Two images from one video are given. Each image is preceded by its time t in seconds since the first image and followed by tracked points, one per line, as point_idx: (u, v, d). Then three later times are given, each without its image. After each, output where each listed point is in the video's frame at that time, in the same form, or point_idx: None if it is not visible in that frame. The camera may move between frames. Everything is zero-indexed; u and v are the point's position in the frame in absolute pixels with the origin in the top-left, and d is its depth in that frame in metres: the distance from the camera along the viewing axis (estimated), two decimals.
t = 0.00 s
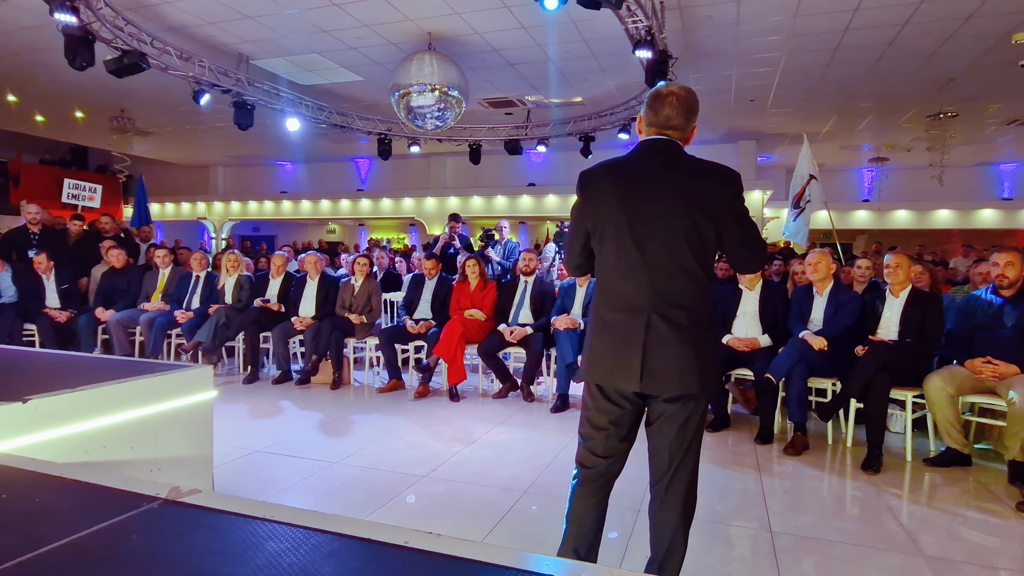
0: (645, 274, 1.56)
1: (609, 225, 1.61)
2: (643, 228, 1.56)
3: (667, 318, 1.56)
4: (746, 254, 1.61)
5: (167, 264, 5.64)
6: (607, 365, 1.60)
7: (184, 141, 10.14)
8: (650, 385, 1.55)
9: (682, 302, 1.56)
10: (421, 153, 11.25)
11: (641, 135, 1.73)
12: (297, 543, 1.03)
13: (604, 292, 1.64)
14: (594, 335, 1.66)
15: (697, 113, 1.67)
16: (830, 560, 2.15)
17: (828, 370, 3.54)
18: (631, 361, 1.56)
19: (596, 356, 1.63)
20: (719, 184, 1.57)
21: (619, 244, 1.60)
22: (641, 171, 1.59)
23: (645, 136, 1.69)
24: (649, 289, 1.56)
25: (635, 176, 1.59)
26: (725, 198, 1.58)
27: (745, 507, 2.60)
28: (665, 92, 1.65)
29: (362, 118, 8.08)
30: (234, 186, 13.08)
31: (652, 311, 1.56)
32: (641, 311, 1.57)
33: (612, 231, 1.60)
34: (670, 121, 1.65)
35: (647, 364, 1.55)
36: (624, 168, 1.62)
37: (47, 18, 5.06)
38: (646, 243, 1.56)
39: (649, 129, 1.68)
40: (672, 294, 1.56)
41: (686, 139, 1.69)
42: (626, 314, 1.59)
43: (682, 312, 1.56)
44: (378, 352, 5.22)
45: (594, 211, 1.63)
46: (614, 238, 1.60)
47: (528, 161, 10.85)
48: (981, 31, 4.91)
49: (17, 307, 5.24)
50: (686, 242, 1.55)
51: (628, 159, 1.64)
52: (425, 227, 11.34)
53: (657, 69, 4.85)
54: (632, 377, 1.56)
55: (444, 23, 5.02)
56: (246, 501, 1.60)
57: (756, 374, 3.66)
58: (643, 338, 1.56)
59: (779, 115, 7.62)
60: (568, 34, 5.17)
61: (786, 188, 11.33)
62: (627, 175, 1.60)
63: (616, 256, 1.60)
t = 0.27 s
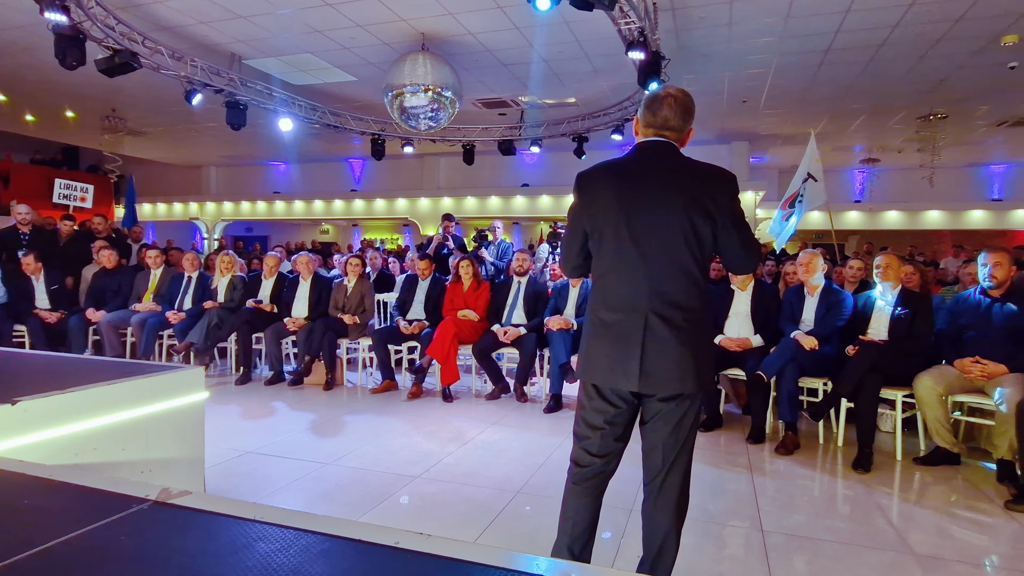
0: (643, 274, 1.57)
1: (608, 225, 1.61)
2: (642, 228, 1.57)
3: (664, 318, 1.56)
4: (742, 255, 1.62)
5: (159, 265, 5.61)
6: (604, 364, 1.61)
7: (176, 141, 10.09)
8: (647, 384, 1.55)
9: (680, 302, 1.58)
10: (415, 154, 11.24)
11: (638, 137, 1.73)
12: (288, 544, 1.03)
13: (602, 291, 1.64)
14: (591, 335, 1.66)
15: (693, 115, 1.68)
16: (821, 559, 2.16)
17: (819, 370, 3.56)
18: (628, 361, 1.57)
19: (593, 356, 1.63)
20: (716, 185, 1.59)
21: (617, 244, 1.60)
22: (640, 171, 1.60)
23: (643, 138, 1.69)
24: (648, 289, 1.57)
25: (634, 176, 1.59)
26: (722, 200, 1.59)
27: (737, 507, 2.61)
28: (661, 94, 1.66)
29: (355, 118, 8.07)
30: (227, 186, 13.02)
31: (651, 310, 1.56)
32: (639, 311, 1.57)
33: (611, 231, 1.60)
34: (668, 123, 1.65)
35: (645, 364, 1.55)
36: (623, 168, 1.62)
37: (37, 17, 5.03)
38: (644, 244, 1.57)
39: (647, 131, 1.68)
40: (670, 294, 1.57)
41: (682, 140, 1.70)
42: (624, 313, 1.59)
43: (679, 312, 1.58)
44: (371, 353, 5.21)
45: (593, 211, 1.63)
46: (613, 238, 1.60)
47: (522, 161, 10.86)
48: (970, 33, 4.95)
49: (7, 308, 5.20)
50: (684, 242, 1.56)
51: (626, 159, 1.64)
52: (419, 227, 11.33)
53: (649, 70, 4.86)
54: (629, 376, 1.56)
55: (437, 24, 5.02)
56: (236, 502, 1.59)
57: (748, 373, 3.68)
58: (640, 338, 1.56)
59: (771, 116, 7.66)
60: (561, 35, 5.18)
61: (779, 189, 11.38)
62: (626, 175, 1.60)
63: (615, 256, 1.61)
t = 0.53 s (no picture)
0: (644, 276, 1.57)
1: (608, 227, 1.61)
2: (642, 231, 1.57)
3: (664, 320, 1.57)
4: (740, 259, 1.64)
5: (152, 266, 5.58)
6: (604, 366, 1.61)
7: (169, 141, 10.05)
8: (647, 386, 1.56)
9: (680, 305, 1.58)
10: (409, 155, 11.22)
11: (636, 140, 1.74)
12: (282, 548, 1.02)
13: (601, 293, 1.64)
14: (590, 337, 1.66)
15: (691, 118, 1.69)
16: (814, 560, 2.17)
17: (812, 371, 3.58)
18: (628, 363, 1.57)
19: (593, 358, 1.64)
20: (716, 189, 1.60)
21: (618, 247, 1.60)
22: (640, 174, 1.61)
23: (641, 141, 1.70)
24: (648, 291, 1.57)
25: (635, 178, 1.60)
26: (721, 204, 1.61)
27: (732, 507, 2.62)
28: (660, 97, 1.67)
29: (349, 119, 8.05)
30: (220, 187, 12.96)
31: (651, 312, 1.57)
32: (639, 313, 1.58)
33: (612, 233, 1.61)
34: (666, 127, 1.66)
35: (645, 366, 1.56)
36: (624, 170, 1.62)
37: (29, 16, 4.99)
38: (645, 246, 1.57)
39: (645, 134, 1.69)
40: (670, 296, 1.57)
41: (681, 144, 1.71)
42: (624, 314, 1.59)
43: (679, 314, 1.58)
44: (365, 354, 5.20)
45: (593, 213, 1.63)
46: (614, 240, 1.60)
47: (516, 162, 10.87)
48: (961, 36, 4.99)
49: None
50: (684, 245, 1.56)
51: (626, 162, 1.64)
52: (414, 228, 11.32)
53: (643, 73, 4.89)
54: (629, 378, 1.57)
55: (432, 24, 5.01)
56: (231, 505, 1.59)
57: (741, 374, 3.70)
58: (641, 339, 1.57)
59: (765, 118, 7.69)
60: (555, 37, 5.19)
61: (772, 190, 11.43)
62: (626, 177, 1.61)
63: (615, 258, 1.61)
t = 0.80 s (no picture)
0: (643, 277, 1.57)
1: (607, 227, 1.61)
2: (642, 231, 1.57)
3: (663, 320, 1.57)
4: (736, 260, 1.65)
5: (146, 266, 5.55)
6: (603, 366, 1.61)
7: (163, 141, 10.00)
8: (646, 386, 1.56)
9: (678, 305, 1.59)
10: (405, 155, 11.21)
11: (634, 142, 1.75)
12: (277, 549, 1.02)
13: (600, 293, 1.64)
14: (589, 336, 1.66)
15: (689, 120, 1.70)
16: (810, 559, 2.18)
17: (807, 371, 3.60)
18: (627, 363, 1.57)
19: (591, 359, 1.63)
20: (714, 191, 1.61)
21: (617, 247, 1.60)
22: (639, 174, 1.61)
23: (640, 142, 1.71)
24: (647, 292, 1.57)
25: (634, 179, 1.60)
26: (719, 205, 1.62)
27: (728, 507, 2.63)
28: (658, 99, 1.68)
29: (345, 119, 8.03)
30: (215, 187, 12.91)
31: (650, 313, 1.57)
32: (638, 313, 1.58)
33: (611, 233, 1.60)
34: (664, 129, 1.68)
35: (644, 366, 1.56)
36: (623, 171, 1.62)
37: (22, 15, 4.96)
38: (644, 247, 1.57)
39: (643, 135, 1.70)
40: (669, 297, 1.58)
41: (679, 145, 1.72)
42: (623, 314, 1.59)
43: (677, 314, 1.59)
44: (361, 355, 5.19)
45: (592, 212, 1.63)
46: (613, 240, 1.60)
47: (512, 163, 10.87)
48: (954, 38, 5.02)
49: None
50: (683, 246, 1.57)
51: (625, 163, 1.64)
52: (409, 228, 11.32)
53: (638, 74, 4.91)
54: (628, 378, 1.57)
55: (427, 25, 5.01)
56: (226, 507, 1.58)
57: (737, 375, 3.71)
58: (640, 339, 1.57)
59: (760, 119, 7.72)
60: (552, 37, 5.19)
61: (767, 190, 11.47)
62: (625, 177, 1.61)
63: (614, 258, 1.61)
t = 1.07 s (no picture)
0: (644, 276, 1.57)
1: (608, 227, 1.61)
2: (643, 231, 1.57)
3: (664, 320, 1.57)
4: (735, 261, 1.66)
5: (142, 266, 5.54)
6: (603, 366, 1.61)
7: (159, 141, 9.98)
8: (647, 387, 1.56)
9: (678, 305, 1.59)
10: (402, 155, 11.20)
11: (632, 142, 1.75)
12: (273, 549, 1.02)
13: (600, 293, 1.64)
14: (588, 336, 1.66)
15: (687, 121, 1.71)
16: (806, 559, 2.18)
17: (803, 371, 3.60)
18: (628, 363, 1.57)
19: (591, 359, 1.63)
20: (714, 191, 1.61)
21: (618, 247, 1.60)
22: (640, 175, 1.61)
23: (638, 142, 1.71)
24: (648, 292, 1.57)
25: (635, 179, 1.60)
26: (718, 206, 1.63)
27: (724, 507, 2.63)
28: (657, 101, 1.68)
29: (342, 119, 8.02)
30: (212, 187, 12.89)
31: (651, 313, 1.57)
32: (639, 314, 1.58)
33: (613, 233, 1.60)
34: (663, 129, 1.67)
35: (645, 366, 1.56)
36: (623, 171, 1.62)
37: (17, 15, 4.94)
38: (646, 247, 1.57)
39: (642, 136, 1.70)
40: (670, 297, 1.58)
41: (677, 146, 1.72)
42: (623, 315, 1.59)
43: (677, 314, 1.59)
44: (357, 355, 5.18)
45: (593, 212, 1.62)
46: (614, 240, 1.60)
47: (509, 163, 10.88)
48: (949, 39, 5.04)
49: None
50: (684, 246, 1.57)
51: (625, 163, 1.64)
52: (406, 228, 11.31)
53: (635, 74, 4.92)
54: (629, 378, 1.57)
55: (424, 25, 5.00)
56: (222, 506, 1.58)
57: (733, 375, 3.71)
58: (640, 339, 1.57)
59: (756, 120, 7.74)
60: (549, 38, 5.20)
61: (764, 191, 11.50)
62: (626, 178, 1.61)
63: (615, 258, 1.60)
